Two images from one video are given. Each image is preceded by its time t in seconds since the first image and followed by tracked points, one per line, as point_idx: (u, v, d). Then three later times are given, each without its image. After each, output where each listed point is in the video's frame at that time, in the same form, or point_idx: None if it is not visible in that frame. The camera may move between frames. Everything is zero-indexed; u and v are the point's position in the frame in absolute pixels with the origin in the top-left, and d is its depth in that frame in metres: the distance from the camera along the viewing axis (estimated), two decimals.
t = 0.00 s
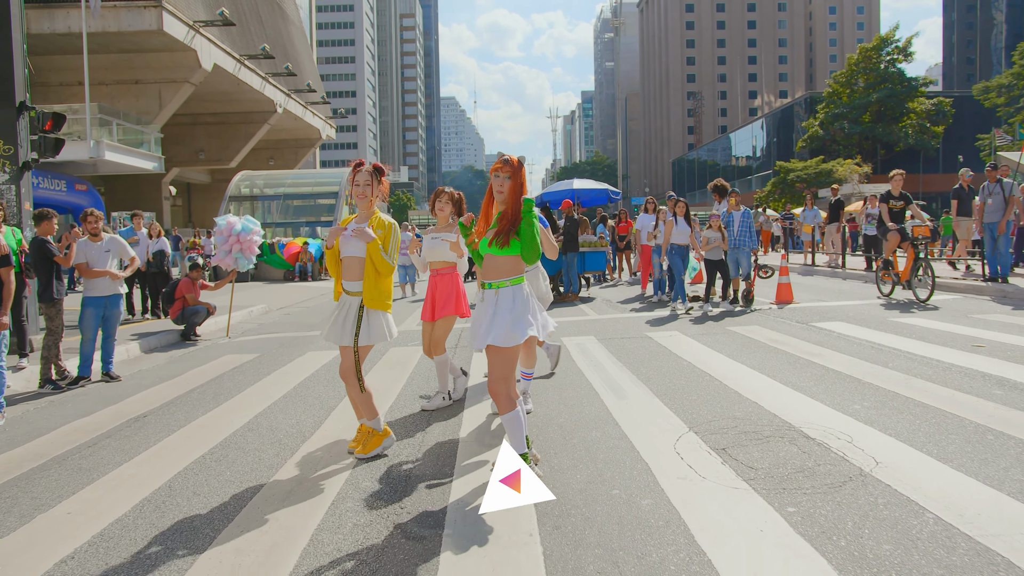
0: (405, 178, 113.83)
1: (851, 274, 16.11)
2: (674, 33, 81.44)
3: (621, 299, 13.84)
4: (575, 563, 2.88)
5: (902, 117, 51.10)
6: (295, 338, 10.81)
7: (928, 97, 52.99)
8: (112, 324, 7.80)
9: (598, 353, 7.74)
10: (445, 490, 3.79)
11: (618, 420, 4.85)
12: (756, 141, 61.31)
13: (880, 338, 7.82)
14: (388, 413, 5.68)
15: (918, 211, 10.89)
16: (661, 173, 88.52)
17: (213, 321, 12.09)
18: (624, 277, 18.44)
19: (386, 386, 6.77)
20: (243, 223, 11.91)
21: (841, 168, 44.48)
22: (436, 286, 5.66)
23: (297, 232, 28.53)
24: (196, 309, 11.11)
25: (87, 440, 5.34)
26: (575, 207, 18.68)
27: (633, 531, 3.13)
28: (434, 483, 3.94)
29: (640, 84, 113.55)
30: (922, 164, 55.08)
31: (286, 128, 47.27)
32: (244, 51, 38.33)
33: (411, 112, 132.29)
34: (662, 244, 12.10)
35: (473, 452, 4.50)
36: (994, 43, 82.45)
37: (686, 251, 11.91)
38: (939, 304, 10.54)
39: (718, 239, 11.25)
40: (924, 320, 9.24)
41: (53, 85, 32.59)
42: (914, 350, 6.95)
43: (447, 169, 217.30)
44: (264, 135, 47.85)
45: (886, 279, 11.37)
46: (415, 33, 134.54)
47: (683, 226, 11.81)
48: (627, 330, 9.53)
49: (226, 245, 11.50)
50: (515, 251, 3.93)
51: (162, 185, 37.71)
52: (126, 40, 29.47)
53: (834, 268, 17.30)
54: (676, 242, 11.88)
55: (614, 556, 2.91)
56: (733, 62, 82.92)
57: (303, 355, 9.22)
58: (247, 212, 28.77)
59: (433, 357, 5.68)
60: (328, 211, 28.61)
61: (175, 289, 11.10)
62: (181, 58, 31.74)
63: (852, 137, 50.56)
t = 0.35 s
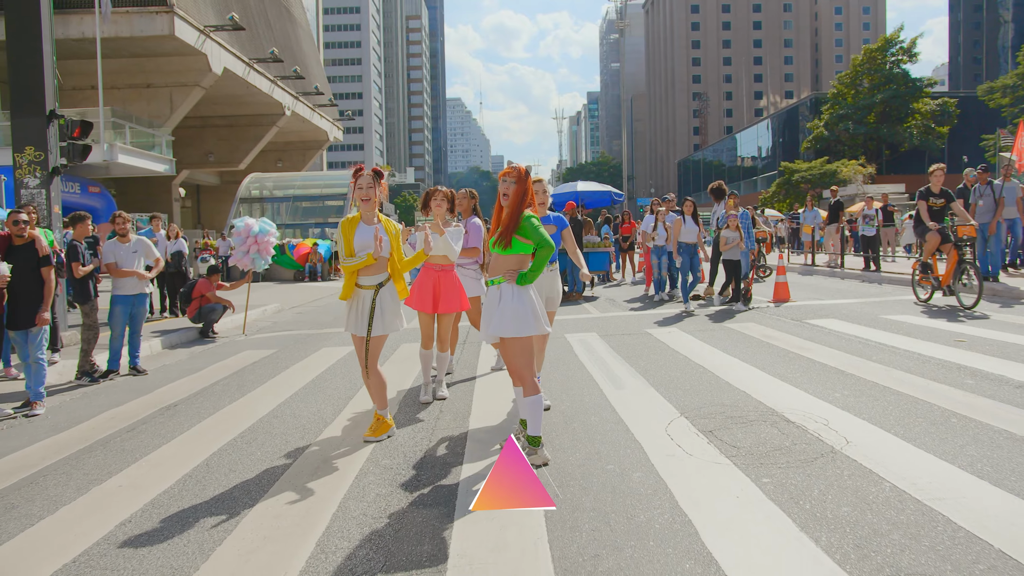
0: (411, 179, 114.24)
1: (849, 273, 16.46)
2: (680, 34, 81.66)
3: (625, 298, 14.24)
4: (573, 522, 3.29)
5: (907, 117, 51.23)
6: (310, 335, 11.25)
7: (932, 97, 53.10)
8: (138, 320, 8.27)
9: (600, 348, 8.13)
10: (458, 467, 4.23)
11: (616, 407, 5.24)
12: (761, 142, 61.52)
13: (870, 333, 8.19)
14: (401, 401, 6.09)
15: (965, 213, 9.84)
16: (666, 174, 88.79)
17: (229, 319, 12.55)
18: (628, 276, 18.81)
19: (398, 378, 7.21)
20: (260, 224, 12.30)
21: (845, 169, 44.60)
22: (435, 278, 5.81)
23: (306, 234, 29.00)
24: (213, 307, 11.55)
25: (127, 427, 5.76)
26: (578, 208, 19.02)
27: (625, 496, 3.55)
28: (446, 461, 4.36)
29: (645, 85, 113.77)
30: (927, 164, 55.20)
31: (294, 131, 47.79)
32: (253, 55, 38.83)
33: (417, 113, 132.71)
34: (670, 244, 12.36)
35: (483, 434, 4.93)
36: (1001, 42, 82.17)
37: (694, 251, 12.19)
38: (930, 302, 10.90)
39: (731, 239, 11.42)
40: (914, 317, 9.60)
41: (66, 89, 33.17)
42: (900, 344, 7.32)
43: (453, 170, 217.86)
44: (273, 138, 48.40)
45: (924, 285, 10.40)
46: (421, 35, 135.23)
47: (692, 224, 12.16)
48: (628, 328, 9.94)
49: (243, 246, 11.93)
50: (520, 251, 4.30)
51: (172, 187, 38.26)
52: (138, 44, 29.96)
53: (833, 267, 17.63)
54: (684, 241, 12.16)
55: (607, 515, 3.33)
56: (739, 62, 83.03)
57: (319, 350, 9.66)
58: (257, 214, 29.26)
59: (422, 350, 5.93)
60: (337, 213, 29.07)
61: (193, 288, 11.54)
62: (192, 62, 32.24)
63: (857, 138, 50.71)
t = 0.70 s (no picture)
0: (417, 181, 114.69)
1: (847, 275, 16.80)
2: (685, 36, 81.90)
3: (628, 298, 14.66)
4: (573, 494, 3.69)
5: (912, 120, 51.40)
6: (323, 333, 11.69)
7: (937, 100, 53.24)
8: (164, 318, 8.73)
9: (603, 345, 8.57)
10: (470, 450, 4.65)
11: (614, 397, 5.66)
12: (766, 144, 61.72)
13: (860, 331, 8.59)
14: (416, 393, 6.49)
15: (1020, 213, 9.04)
16: (672, 176, 89.00)
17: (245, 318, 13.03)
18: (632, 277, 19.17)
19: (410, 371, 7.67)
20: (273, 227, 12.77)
21: (850, 171, 44.84)
22: (441, 277, 6.18)
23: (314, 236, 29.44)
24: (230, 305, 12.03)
25: (161, 416, 6.20)
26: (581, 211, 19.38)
27: (619, 471, 3.97)
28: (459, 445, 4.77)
29: (650, 87, 114.11)
30: (932, 167, 55.34)
31: (302, 133, 48.33)
32: (263, 58, 39.36)
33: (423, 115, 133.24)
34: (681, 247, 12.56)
35: (493, 422, 5.34)
36: (1008, 44, 82.20)
37: (705, 253, 12.37)
38: (922, 303, 11.26)
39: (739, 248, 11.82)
40: (906, 316, 9.98)
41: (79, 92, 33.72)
42: (885, 341, 7.72)
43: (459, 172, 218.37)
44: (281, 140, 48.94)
45: (970, 292, 9.64)
46: (427, 37, 135.74)
47: (701, 228, 12.31)
48: (628, 326, 10.37)
49: (259, 247, 12.40)
50: (535, 252, 4.78)
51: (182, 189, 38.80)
52: (151, 48, 30.45)
53: (832, 269, 18.00)
54: (695, 244, 12.33)
55: (603, 487, 3.75)
56: (745, 64, 83.27)
57: (333, 347, 10.11)
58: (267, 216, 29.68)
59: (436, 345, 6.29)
60: (345, 214, 29.52)
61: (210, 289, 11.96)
62: (203, 66, 32.74)
63: (862, 140, 50.99)
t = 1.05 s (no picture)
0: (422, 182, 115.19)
1: (843, 274, 17.19)
2: (689, 37, 82.16)
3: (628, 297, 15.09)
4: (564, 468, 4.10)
5: (914, 120, 51.55)
6: (332, 330, 12.13)
7: (940, 100, 53.36)
8: (183, 315, 9.19)
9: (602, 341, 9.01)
10: (475, 434, 5.06)
11: (609, 388, 6.08)
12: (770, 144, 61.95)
13: (847, 328, 8.99)
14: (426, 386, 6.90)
15: None
16: (676, 176, 89.29)
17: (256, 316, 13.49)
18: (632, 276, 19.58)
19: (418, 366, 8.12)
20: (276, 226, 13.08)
21: (852, 171, 45.11)
22: (455, 278, 6.06)
23: (321, 236, 29.93)
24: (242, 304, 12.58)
25: (188, 406, 6.65)
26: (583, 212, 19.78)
27: (613, 451, 4.38)
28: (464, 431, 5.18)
29: (654, 87, 114.38)
30: (935, 167, 55.50)
31: (308, 135, 48.83)
32: (269, 61, 39.84)
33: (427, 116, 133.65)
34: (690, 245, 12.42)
35: (497, 411, 5.75)
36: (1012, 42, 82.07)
37: (715, 251, 12.20)
38: (912, 301, 11.66)
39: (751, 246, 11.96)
40: (895, 313, 10.36)
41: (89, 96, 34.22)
42: (869, 337, 8.13)
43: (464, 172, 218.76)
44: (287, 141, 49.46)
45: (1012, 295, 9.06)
46: (431, 38, 136.29)
47: (709, 227, 12.18)
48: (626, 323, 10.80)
49: (264, 247, 12.76)
50: (533, 252, 5.23)
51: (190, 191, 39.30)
52: (160, 53, 30.91)
53: (829, 268, 18.38)
54: (703, 242, 12.21)
55: (596, 462, 4.17)
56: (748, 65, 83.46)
57: (343, 344, 10.55)
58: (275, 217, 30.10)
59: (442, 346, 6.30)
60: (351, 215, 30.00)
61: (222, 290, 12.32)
62: (211, 69, 33.21)
63: (864, 141, 51.25)
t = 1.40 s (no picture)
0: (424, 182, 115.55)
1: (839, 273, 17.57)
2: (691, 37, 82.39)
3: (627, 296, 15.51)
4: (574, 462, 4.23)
5: (916, 120, 51.71)
6: (341, 329, 12.54)
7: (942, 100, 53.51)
8: (202, 313, 9.57)
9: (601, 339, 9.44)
10: (482, 422, 5.43)
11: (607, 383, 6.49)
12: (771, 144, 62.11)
13: (836, 325, 9.39)
14: (441, 380, 7.30)
15: None
16: (678, 176, 89.52)
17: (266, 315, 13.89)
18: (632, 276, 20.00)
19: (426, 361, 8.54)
20: (277, 227, 13.17)
21: (852, 171, 45.33)
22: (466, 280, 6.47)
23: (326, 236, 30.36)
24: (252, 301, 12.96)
25: (211, 399, 7.06)
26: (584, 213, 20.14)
27: (607, 437, 4.77)
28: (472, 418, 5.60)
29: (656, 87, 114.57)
30: (936, 167, 55.71)
31: (312, 135, 49.26)
32: (274, 63, 40.24)
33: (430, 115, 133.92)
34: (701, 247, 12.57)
35: (500, 401, 6.15)
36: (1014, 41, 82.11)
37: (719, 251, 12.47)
38: (903, 300, 12.04)
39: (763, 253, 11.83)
40: (885, 312, 10.74)
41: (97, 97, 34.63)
42: (856, 334, 8.54)
43: (467, 171, 218.96)
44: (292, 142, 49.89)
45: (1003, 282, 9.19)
46: (434, 38, 136.62)
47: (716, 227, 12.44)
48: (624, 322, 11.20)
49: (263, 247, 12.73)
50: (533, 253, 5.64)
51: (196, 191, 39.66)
52: (167, 55, 31.28)
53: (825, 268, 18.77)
54: (710, 243, 12.42)
55: (591, 447, 4.55)
56: (751, 65, 83.68)
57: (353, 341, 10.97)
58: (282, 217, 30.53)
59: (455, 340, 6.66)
60: (357, 215, 30.45)
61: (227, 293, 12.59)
62: (218, 71, 33.59)
63: (865, 140, 51.49)
